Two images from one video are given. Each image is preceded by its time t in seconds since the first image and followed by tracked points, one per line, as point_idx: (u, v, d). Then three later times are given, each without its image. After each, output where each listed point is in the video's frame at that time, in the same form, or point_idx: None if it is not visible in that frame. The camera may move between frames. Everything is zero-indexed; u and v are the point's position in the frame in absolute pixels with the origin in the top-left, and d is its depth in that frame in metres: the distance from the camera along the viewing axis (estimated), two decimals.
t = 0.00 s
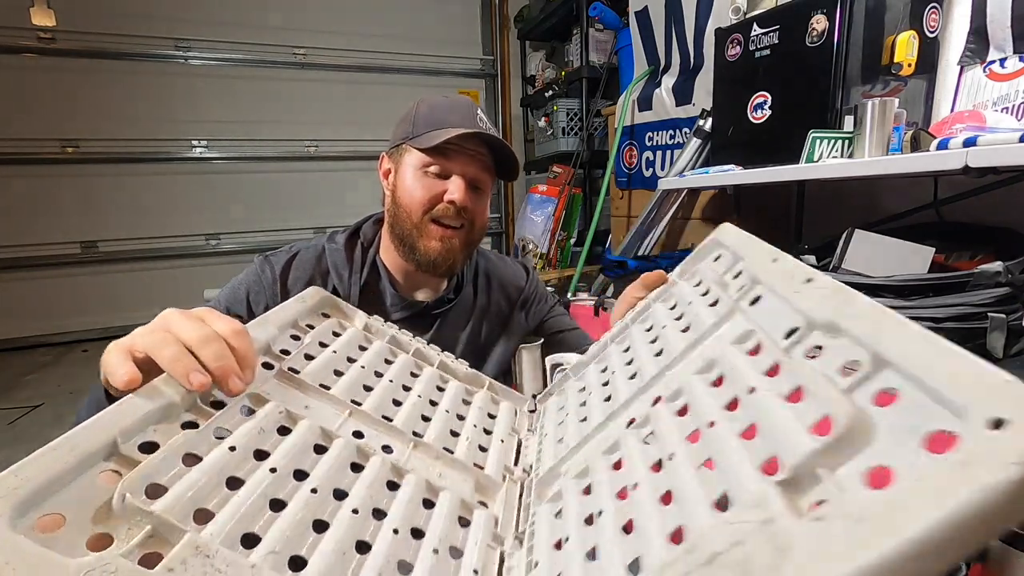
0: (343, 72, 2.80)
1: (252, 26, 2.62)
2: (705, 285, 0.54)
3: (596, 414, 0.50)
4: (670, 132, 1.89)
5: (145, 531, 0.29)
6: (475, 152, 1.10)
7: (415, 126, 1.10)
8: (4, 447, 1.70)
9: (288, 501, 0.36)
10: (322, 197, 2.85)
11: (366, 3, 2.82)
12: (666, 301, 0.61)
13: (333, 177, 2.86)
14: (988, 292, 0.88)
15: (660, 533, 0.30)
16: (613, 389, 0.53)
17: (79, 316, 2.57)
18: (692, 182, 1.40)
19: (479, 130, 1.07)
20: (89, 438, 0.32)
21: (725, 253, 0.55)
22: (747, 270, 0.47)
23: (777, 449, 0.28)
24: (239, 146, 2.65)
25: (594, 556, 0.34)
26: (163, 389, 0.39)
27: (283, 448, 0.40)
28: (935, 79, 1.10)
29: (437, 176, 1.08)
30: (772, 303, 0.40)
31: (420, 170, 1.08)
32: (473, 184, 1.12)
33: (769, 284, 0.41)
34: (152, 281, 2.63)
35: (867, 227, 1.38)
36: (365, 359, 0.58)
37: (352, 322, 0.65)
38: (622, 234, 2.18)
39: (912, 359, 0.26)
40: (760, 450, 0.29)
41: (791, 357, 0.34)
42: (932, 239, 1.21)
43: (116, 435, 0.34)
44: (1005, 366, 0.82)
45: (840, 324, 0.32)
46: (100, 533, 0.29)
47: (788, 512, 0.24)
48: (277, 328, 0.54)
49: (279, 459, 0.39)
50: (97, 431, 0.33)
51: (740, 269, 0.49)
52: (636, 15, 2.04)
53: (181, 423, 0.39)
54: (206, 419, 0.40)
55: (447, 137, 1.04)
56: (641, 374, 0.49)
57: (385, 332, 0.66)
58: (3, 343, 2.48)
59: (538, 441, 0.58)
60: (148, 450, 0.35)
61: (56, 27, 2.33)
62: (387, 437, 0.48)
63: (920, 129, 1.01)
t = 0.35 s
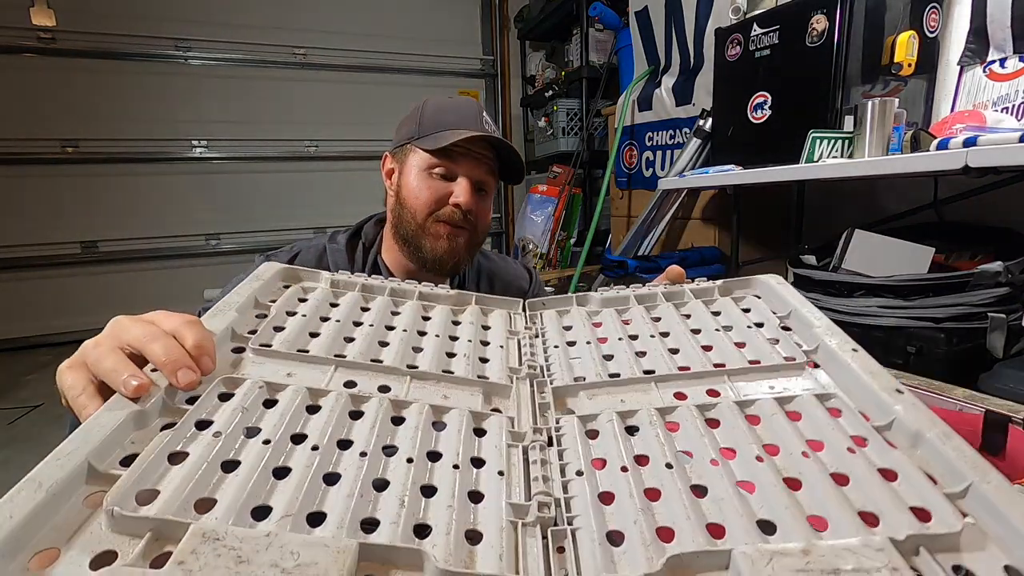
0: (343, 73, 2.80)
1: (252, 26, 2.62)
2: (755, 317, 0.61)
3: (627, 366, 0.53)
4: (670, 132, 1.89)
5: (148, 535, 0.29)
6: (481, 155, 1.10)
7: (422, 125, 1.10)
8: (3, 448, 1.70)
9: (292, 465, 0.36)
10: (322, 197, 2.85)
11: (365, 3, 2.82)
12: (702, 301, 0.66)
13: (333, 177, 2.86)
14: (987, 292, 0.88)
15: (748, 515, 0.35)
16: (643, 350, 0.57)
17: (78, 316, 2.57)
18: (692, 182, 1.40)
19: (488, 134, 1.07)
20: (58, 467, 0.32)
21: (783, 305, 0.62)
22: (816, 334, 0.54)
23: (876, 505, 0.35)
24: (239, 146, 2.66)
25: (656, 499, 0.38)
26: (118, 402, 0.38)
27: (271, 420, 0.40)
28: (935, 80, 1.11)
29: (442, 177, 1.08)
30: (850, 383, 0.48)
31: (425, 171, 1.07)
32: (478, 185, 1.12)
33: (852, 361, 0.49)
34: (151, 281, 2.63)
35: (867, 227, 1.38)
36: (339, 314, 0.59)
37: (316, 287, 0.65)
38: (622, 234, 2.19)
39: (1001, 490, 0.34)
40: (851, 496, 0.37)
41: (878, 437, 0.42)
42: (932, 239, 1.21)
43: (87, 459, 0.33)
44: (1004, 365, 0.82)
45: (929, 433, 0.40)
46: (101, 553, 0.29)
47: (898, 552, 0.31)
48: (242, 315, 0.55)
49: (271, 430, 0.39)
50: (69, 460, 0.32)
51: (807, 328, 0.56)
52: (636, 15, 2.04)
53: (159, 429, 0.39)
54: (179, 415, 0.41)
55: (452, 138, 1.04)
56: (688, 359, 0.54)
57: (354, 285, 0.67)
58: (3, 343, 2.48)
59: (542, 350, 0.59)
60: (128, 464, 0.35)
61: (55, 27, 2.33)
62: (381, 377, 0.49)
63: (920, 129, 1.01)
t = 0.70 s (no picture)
0: (343, 73, 2.80)
1: (252, 26, 2.62)
2: (729, 309, 0.62)
3: (621, 345, 0.53)
4: (670, 132, 1.89)
5: None
6: (483, 156, 1.10)
7: (422, 125, 1.10)
8: (3, 448, 1.70)
9: (305, 485, 0.36)
10: (322, 197, 2.85)
11: (366, 3, 2.82)
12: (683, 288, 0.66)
13: (333, 177, 2.86)
14: (987, 292, 0.88)
15: (741, 500, 0.37)
16: (635, 330, 0.56)
17: (78, 316, 2.57)
18: (691, 182, 1.40)
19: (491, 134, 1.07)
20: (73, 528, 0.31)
21: (752, 301, 0.64)
22: (785, 335, 0.57)
23: (844, 494, 0.39)
24: (239, 146, 2.66)
25: (660, 480, 0.39)
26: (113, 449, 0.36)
27: (277, 440, 0.39)
28: (935, 80, 1.11)
29: (445, 178, 1.07)
30: (814, 385, 0.52)
31: (429, 172, 1.07)
32: (481, 184, 1.12)
33: (818, 364, 0.52)
34: (151, 281, 2.63)
35: (867, 227, 1.38)
36: (324, 307, 0.55)
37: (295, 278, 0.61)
38: (621, 234, 2.19)
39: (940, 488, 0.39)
40: (823, 485, 0.40)
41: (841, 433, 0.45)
42: (932, 239, 1.21)
43: (97, 512, 0.32)
44: (1004, 365, 0.83)
45: (882, 434, 0.44)
46: None
47: (865, 537, 0.35)
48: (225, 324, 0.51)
49: (279, 451, 0.38)
50: (79, 522, 0.31)
51: (776, 328, 0.59)
52: (636, 15, 2.04)
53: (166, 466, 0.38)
54: (182, 449, 0.39)
55: (455, 140, 1.04)
56: (675, 343, 0.54)
57: (331, 271, 0.63)
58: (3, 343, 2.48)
59: (536, 320, 0.56)
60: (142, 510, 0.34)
61: (56, 27, 2.33)
62: (380, 371, 0.47)
63: (920, 129, 1.01)
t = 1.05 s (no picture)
0: (343, 73, 2.80)
1: (252, 25, 2.62)
2: (733, 309, 0.60)
3: (628, 363, 0.51)
4: (670, 132, 1.89)
5: None
6: (469, 150, 1.10)
7: (414, 126, 1.12)
8: (3, 448, 1.70)
9: (336, 536, 0.37)
10: (322, 197, 2.85)
11: (366, 3, 2.82)
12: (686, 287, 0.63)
13: (332, 177, 2.86)
14: (987, 292, 0.88)
15: (747, 526, 0.39)
16: (639, 342, 0.54)
17: (78, 316, 2.57)
18: (691, 182, 1.40)
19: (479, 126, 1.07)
20: None
21: (757, 298, 0.61)
22: (787, 335, 0.55)
23: (843, 511, 0.40)
24: (239, 146, 2.66)
25: (670, 510, 0.40)
26: (147, 512, 0.36)
27: (305, 487, 0.39)
28: (935, 80, 1.11)
29: (430, 173, 1.08)
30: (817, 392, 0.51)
31: (415, 168, 1.09)
32: (468, 181, 1.12)
33: (821, 370, 0.51)
34: (151, 280, 2.63)
35: (867, 227, 1.38)
36: (335, 337, 0.52)
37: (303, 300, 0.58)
38: (622, 234, 2.19)
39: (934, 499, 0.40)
40: (824, 501, 0.41)
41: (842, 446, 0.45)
42: (932, 239, 1.21)
43: None
44: (1003, 365, 0.83)
45: (881, 442, 0.45)
46: None
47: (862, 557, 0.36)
48: (237, 362, 0.49)
49: (309, 498, 0.39)
50: None
51: (778, 327, 0.57)
52: (636, 15, 2.04)
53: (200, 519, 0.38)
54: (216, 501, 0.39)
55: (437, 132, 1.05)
56: (682, 355, 0.52)
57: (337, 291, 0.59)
58: (3, 343, 2.48)
59: (545, 340, 0.54)
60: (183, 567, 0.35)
61: (56, 27, 2.33)
62: (396, 408, 0.46)
63: (920, 129, 1.01)
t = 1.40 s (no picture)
0: (343, 73, 2.80)
1: (252, 25, 2.62)
2: (661, 247, 0.52)
3: (595, 366, 0.52)
4: (670, 132, 1.89)
5: None
6: (484, 147, 1.11)
7: (423, 123, 1.10)
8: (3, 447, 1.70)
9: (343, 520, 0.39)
10: (323, 197, 2.85)
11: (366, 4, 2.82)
12: (630, 244, 0.59)
13: (332, 177, 2.86)
14: (987, 292, 0.88)
15: (692, 499, 0.34)
16: (604, 336, 0.54)
17: (78, 316, 2.57)
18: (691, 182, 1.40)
19: (490, 121, 1.07)
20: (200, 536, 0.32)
21: (682, 210, 0.51)
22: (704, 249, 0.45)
23: (749, 466, 0.31)
24: (239, 146, 2.66)
25: (633, 508, 0.39)
26: (224, 450, 0.37)
27: (358, 474, 0.43)
28: (935, 80, 1.11)
29: (449, 171, 1.08)
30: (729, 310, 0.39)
31: (433, 166, 1.07)
32: (484, 179, 1.12)
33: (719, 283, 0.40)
34: (151, 280, 2.63)
35: (867, 227, 1.38)
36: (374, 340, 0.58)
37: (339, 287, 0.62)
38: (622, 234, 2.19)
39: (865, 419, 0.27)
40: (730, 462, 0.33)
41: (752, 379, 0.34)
42: (932, 239, 1.21)
43: (218, 523, 0.34)
44: (1003, 365, 0.83)
45: (793, 353, 0.32)
46: None
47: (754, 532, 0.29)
48: (281, 332, 0.52)
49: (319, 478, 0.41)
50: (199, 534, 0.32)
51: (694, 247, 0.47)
52: (636, 15, 2.04)
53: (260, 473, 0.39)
54: (276, 461, 0.40)
55: (459, 129, 1.05)
56: (618, 344, 0.50)
57: (370, 293, 0.64)
58: (3, 343, 2.48)
59: (529, 393, 0.61)
60: (244, 515, 0.36)
61: (56, 27, 2.33)
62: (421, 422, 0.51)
63: (920, 129, 1.01)
